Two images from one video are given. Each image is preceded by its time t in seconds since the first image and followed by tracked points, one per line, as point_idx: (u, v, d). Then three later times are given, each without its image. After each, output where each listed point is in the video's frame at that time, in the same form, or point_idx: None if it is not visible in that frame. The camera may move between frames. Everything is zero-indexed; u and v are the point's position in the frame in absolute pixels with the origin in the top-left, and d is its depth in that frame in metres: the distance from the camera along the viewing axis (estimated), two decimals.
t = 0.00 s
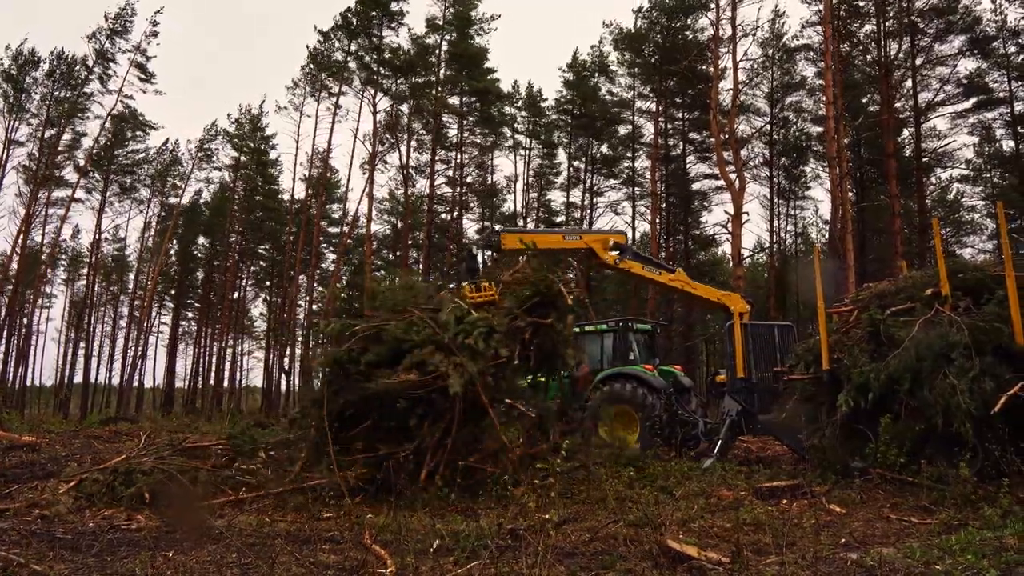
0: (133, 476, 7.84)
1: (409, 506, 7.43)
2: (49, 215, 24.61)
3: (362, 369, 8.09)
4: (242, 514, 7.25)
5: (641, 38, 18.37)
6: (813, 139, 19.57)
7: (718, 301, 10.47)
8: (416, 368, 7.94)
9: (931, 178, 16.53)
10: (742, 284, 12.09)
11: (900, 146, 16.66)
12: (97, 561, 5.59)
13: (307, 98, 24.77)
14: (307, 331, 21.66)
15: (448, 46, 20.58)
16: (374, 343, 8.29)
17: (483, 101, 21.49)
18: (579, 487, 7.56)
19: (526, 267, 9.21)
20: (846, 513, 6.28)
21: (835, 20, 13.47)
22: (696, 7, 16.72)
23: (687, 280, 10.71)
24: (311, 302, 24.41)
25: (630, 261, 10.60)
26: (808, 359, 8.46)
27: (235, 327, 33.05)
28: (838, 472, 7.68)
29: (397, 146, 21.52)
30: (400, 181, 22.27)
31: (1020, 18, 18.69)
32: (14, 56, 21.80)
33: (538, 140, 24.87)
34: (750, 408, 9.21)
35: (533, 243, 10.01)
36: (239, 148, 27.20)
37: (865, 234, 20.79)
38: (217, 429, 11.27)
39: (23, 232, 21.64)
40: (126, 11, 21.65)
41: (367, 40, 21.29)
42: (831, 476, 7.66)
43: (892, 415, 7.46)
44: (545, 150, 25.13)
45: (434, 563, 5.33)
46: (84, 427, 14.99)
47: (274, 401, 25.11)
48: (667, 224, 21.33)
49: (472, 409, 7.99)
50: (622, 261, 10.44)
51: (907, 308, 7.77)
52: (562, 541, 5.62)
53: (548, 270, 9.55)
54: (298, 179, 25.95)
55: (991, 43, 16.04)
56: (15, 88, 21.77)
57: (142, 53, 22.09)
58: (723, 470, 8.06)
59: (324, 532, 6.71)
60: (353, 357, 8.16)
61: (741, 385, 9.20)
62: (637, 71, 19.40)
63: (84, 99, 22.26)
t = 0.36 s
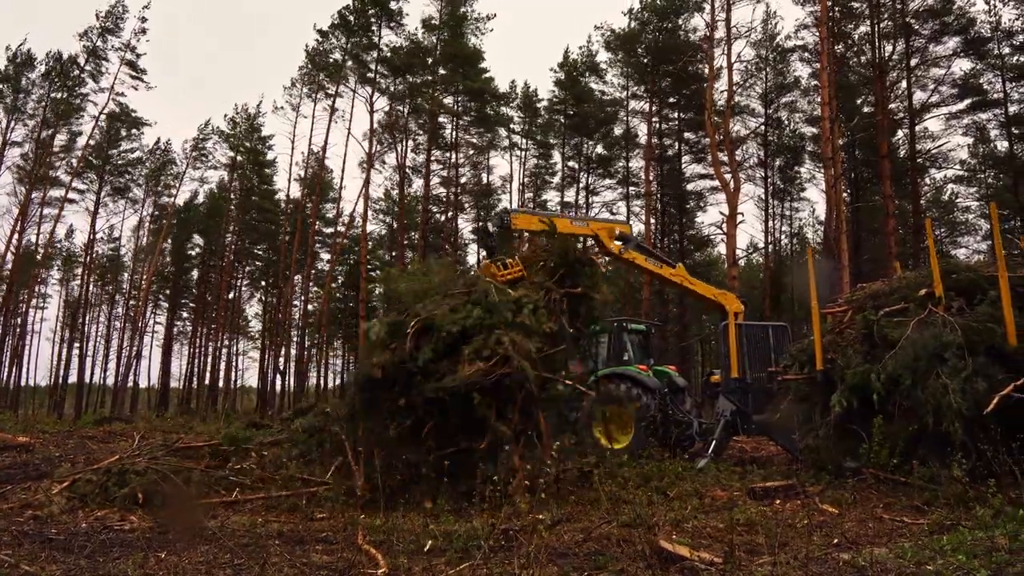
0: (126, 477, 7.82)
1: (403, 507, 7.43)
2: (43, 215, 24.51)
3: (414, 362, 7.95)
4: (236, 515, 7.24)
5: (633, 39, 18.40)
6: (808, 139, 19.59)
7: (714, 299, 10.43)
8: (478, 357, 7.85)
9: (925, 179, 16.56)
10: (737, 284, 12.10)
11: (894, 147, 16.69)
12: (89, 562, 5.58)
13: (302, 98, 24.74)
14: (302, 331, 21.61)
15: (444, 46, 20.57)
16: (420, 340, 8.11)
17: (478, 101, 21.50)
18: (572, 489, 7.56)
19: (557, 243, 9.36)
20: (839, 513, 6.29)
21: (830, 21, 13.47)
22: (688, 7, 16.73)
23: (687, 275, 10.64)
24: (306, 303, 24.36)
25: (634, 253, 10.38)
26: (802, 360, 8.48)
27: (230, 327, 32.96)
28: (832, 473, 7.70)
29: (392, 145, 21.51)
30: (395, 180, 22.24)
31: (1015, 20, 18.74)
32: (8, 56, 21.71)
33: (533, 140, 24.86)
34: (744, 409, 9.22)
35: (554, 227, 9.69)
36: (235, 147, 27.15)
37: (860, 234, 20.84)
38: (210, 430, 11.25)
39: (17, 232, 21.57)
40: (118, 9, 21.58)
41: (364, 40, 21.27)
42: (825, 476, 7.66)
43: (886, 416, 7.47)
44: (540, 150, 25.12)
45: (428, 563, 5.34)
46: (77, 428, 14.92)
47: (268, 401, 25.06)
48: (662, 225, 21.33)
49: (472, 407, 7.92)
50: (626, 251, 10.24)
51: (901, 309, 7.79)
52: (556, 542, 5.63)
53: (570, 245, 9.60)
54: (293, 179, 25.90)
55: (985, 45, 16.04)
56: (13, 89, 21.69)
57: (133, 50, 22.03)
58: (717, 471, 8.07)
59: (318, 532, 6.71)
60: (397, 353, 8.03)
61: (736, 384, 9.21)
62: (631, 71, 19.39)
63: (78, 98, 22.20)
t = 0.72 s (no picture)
0: (111, 478, 7.77)
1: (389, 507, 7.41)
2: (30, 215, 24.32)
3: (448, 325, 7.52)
4: (221, 515, 7.21)
5: (619, 39, 18.24)
6: (796, 140, 19.64)
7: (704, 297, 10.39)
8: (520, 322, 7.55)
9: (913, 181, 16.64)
10: (725, 284, 12.12)
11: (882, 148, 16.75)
12: (71, 564, 5.54)
13: (291, 97, 24.69)
14: (290, 331, 21.53)
15: (435, 46, 20.55)
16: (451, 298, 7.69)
17: (468, 100, 21.47)
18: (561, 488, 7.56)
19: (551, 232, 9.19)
20: (823, 513, 6.32)
21: (819, 22, 13.50)
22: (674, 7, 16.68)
23: (681, 272, 10.57)
24: (294, 303, 24.27)
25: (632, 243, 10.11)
26: (788, 360, 8.52)
27: (218, 327, 32.80)
28: (817, 472, 7.73)
29: (383, 146, 21.45)
30: (385, 180, 22.20)
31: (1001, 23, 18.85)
32: None
33: (522, 140, 24.84)
34: (731, 408, 9.25)
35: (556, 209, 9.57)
36: (224, 147, 27.05)
37: (848, 235, 20.93)
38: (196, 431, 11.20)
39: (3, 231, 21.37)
40: (104, 8, 21.46)
41: (354, 39, 21.22)
42: (811, 475, 7.70)
43: (871, 416, 7.50)
44: (529, 150, 25.10)
45: (412, 564, 5.33)
46: (61, 429, 14.80)
47: (256, 401, 24.96)
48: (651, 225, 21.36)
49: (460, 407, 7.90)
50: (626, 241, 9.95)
51: (887, 309, 7.83)
52: (541, 543, 5.62)
53: (583, 214, 9.20)
54: (282, 179, 25.81)
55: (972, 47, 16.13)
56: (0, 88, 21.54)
57: (119, 49, 21.90)
58: (704, 470, 8.10)
59: (303, 533, 6.68)
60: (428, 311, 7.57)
61: (724, 384, 9.22)
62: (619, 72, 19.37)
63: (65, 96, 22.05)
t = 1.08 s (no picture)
0: (81, 481, 7.65)
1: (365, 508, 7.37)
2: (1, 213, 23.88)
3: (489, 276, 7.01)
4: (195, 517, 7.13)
5: (598, 41, 18.29)
6: (773, 143, 19.83)
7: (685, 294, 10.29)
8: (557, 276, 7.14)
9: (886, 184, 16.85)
10: (702, 285, 12.20)
11: (857, 151, 16.95)
12: (38, 568, 5.45)
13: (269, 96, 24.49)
14: (268, 331, 21.36)
15: (415, 46, 20.50)
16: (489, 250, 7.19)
17: (448, 100, 21.43)
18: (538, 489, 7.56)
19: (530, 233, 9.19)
20: (796, 512, 6.40)
21: (795, 26, 13.64)
22: (653, 8, 16.79)
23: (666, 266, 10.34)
24: (272, 303, 24.09)
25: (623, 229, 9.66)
26: (763, 360, 8.59)
27: (195, 327, 32.45)
28: (791, 472, 7.81)
29: (363, 145, 21.36)
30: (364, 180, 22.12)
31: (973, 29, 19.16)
32: None
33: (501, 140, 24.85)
34: (707, 408, 9.31)
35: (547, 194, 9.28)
36: (201, 144, 26.79)
37: (824, 236, 21.18)
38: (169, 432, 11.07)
39: None
40: (80, 4, 21.15)
41: (334, 38, 21.13)
42: (784, 475, 7.77)
43: (842, 416, 7.60)
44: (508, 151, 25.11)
45: (385, 566, 5.30)
46: (29, 431, 14.54)
47: (232, 402, 24.70)
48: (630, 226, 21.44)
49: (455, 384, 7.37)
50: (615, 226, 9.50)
51: (859, 310, 7.94)
52: (516, 544, 5.61)
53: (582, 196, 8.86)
54: (260, 178, 25.59)
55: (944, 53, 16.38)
56: None
57: (95, 46, 21.61)
58: (679, 470, 8.14)
59: (277, 535, 6.64)
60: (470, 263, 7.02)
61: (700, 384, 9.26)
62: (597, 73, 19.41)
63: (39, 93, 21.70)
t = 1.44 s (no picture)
0: (45, 484, 7.49)
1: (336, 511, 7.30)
2: None
3: (533, 220, 7.64)
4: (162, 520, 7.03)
5: (573, 42, 18.32)
6: (745, 146, 20.04)
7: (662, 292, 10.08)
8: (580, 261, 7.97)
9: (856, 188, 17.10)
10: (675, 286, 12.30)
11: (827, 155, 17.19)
12: None
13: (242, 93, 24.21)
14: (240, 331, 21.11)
15: (392, 46, 20.42)
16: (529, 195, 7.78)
17: (424, 101, 21.37)
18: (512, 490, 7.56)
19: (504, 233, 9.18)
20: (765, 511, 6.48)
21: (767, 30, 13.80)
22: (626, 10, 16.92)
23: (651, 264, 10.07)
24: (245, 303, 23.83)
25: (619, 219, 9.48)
26: (734, 361, 8.70)
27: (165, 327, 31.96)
28: (760, 471, 7.90)
29: (338, 145, 21.22)
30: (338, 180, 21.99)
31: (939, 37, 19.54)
32: None
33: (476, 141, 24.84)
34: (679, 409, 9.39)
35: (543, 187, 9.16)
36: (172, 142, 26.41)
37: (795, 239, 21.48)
38: (137, 434, 10.90)
39: None
40: None
41: (309, 36, 20.97)
42: (753, 475, 7.86)
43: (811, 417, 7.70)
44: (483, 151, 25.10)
45: (355, 568, 5.27)
46: None
47: (203, 404, 24.36)
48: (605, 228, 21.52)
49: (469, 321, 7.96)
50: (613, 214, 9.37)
51: (828, 312, 8.06)
52: (487, 545, 5.61)
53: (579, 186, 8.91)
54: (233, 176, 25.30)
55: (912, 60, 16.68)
56: None
57: (66, 41, 21.22)
58: (651, 470, 8.20)
59: (247, 538, 6.56)
60: (517, 207, 7.58)
61: (671, 385, 9.30)
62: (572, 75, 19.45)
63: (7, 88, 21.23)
